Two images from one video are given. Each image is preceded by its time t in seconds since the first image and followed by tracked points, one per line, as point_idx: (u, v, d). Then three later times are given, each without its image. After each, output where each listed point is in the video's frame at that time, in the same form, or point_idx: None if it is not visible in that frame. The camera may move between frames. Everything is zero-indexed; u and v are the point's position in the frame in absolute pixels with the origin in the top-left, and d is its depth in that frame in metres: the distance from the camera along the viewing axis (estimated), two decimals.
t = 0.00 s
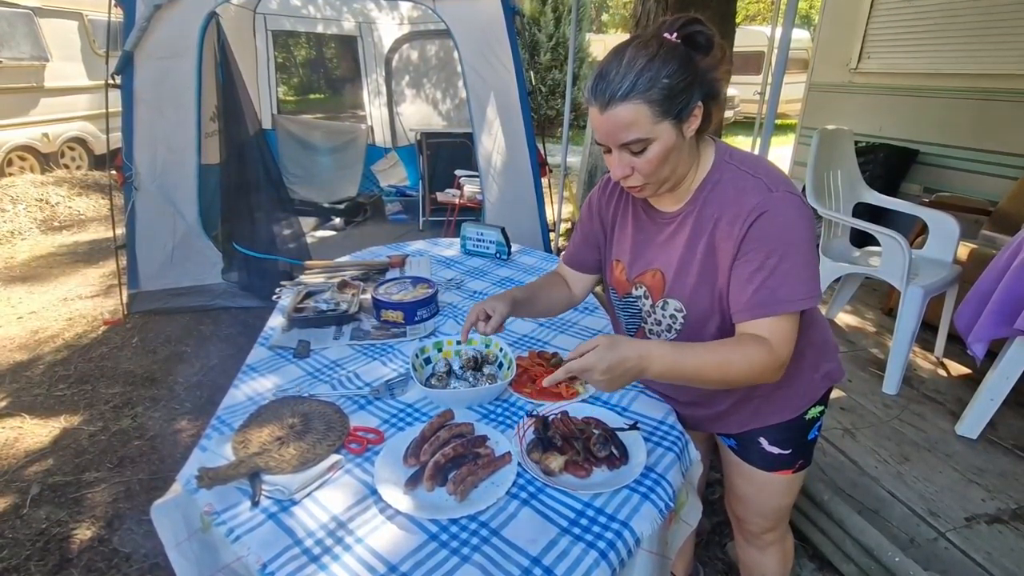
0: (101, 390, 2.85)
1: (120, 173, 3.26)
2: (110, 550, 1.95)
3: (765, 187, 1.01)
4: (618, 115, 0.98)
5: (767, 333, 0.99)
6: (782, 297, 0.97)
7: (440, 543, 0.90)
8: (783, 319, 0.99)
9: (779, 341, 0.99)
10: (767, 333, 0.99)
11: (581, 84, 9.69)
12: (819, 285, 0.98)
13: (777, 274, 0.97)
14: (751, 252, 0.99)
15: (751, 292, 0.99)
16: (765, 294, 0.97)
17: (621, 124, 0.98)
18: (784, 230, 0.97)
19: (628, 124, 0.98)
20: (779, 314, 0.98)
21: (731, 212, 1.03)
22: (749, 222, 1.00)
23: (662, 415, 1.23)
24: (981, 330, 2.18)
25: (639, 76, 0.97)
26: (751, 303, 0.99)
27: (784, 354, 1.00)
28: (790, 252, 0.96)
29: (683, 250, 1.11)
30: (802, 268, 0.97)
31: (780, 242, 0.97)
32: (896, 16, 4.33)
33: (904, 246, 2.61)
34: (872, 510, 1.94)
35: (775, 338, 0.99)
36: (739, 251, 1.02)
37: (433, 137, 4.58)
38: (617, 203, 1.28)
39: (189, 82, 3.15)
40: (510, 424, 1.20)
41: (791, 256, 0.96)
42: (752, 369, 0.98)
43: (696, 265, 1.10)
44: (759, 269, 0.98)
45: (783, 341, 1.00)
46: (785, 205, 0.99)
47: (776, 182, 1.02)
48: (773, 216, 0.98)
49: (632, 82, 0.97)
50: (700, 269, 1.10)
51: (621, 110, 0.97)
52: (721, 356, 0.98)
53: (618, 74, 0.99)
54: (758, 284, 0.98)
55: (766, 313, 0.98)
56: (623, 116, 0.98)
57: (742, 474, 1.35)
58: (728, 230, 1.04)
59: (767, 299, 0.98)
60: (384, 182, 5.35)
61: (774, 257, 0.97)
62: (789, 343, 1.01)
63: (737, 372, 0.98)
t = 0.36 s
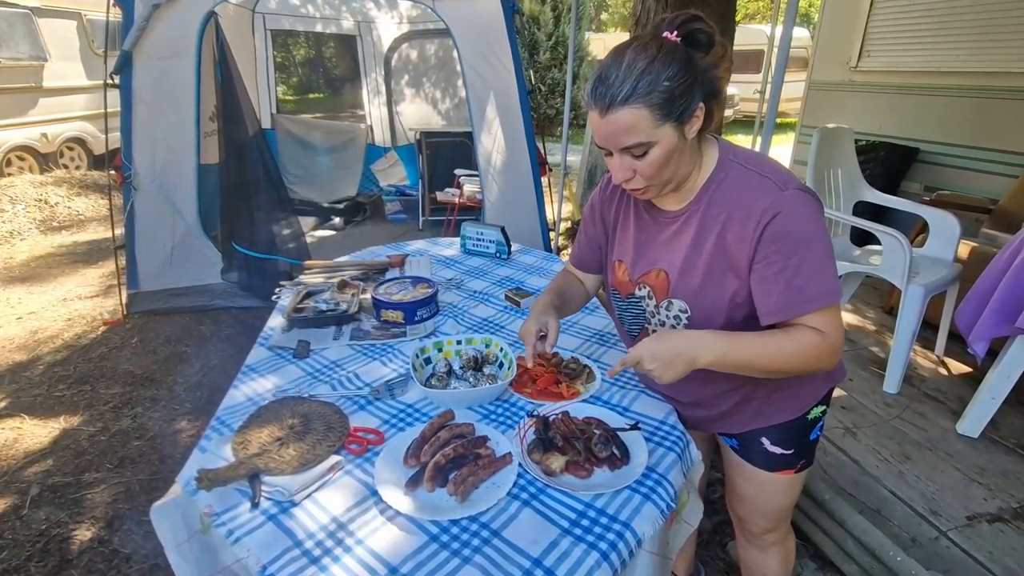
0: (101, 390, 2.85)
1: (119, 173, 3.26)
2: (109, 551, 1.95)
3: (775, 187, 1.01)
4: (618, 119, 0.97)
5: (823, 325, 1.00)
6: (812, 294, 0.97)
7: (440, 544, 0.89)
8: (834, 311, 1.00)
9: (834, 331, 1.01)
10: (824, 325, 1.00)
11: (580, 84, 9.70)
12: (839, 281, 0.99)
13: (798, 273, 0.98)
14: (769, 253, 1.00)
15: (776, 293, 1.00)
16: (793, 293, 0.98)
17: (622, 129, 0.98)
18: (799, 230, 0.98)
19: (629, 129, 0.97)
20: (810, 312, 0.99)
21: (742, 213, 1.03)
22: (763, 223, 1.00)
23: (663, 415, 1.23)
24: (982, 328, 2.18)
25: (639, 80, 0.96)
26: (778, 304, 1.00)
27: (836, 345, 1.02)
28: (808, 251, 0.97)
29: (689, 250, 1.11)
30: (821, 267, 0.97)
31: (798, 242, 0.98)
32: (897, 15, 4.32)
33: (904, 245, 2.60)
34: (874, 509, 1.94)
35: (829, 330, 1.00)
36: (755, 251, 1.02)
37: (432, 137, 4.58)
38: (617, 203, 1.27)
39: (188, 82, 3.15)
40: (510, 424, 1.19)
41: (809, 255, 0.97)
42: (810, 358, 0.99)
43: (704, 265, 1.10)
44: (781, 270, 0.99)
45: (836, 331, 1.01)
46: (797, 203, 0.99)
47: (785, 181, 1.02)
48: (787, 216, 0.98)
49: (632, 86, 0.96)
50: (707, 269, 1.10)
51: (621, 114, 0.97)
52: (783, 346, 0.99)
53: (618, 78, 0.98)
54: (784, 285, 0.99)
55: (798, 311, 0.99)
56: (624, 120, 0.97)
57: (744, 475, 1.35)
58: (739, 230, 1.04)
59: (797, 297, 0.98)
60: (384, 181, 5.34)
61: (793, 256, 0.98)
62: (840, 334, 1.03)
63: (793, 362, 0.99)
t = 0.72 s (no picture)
0: (101, 392, 2.85)
1: (119, 175, 3.26)
2: (111, 553, 1.95)
3: (787, 187, 1.02)
4: (631, 121, 0.97)
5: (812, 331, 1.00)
6: (819, 295, 0.98)
7: (442, 546, 0.89)
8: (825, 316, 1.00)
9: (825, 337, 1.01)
10: (815, 331, 1.00)
11: (580, 83, 9.71)
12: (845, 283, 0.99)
13: (807, 275, 0.98)
14: (779, 253, 1.00)
15: (785, 293, 1.00)
16: (804, 295, 0.98)
17: (634, 130, 0.97)
18: (810, 230, 0.98)
19: (641, 131, 0.97)
20: (815, 314, 0.99)
21: (754, 212, 1.03)
22: (775, 224, 1.00)
23: (664, 416, 1.23)
24: (983, 327, 2.18)
25: (652, 82, 0.96)
26: (786, 305, 1.00)
27: (829, 350, 1.02)
28: (817, 252, 0.97)
29: (698, 250, 1.11)
30: (831, 268, 0.98)
31: (808, 242, 0.98)
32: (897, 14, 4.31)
33: (905, 244, 2.60)
34: (875, 509, 1.94)
35: (821, 335, 1.01)
36: (765, 251, 1.02)
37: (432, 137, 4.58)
38: (626, 202, 1.27)
39: (187, 83, 3.15)
40: (512, 426, 1.19)
41: (818, 256, 0.98)
42: (801, 365, 1.00)
43: (713, 265, 1.10)
44: (791, 271, 0.99)
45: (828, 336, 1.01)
46: (808, 204, 0.99)
47: (797, 182, 1.03)
48: (798, 216, 0.98)
49: (645, 88, 0.96)
50: (717, 269, 1.09)
51: (634, 116, 0.96)
52: (772, 358, 1.00)
53: (630, 80, 0.98)
54: (793, 286, 0.99)
55: (807, 312, 0.99)
56: (636, 122, 0.97)
57: (748, 474, 1.34)
58: (750, 230, 1.04)
59: (807, 298, 0.98)
60: (383, 182, 5.36)
61: (803, 257, 0.98)
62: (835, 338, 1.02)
63: (787, 367, 1.00)
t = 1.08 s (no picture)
0: (100, 393, 2.84)
1: (117, 174, 3.25)
2: (110, 553, 1.94)
3: (794, 183, 1.01)
4: (636, 117, 0.97)
5: (814, 330, 1.01)
6: (827, 292, 0.98)
7: (442, 546, 0.89)
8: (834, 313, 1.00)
9: (829, 335, 1.01)
10: (818, 327, 1.01)
11: (579, 82, 9.73)
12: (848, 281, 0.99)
13: (813, 272, 0.98)
14: (785, 248, 1.00)
15: (792, 288, 1.00)
16: (811, 291, 0.98)
17: (640, 126, 0.97)
18: (816, 227, 0.98)
19: (647, 127, 0.97)
20: (824, 310, 0.99)
21: (760, 208, 1.03)
22: (782, 219, 1.00)
23: (665, 415, 1.22)
24: (982, 325, 2.18)
25: (659, 79, 0.96)
26: (793, 301, 1.00)
27: (833, 349, 1.02)
28: (822, 248, 0.98)
29: (705, 246, 1.10)
30: (837, 264, 0.98)
31: (813, 238, 0.98)
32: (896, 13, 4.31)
33: (904, 242, 2.60)
34: (875, 507, 1.94)
35: (824, 333, 1.01)
36: (771, 247, 1.02)
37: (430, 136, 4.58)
38: (631, 199, 1.26)
39: (186, 82, 3.14)
40: (512, 425, 1.19)
41: (824, 252, 0.98)
42: (803, 365, 1.01)
43: (720, 261, 1.09)
44: (796, 266, 0.99)
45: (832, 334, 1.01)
46: (815, 200, 0.99)
47: (804, 179, 1.02)
48: (804, 213, 0.98)
49: (651, 84, 0.96)
50: (723, 265, 1.09)
51: (640, 112, 0.96)
52: (776, 358, 1.01)
53: (638, 76, 0.98)
54: (800, 281, 0.99)
55: (816, 307, 0.99)
56: (642, 118, 0.97)
57: (750, 471, 1.34)
58: (756, 226, 1.04)
59: (816, 294, 0.98)
60: (382, 181, 5.36)
61: (809, 253, 0.98)
62: (839, 337, 1.02)
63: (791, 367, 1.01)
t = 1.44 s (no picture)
0: (98, 393, 2.84)
1: (115, 175, 3.25)
2: (109, 554, 1.94)
3: (791, 180, 1.01)
4: (651, 112, 0.97)
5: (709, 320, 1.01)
6: (765, 277, 0.96)
7: (442, 546, 0.89)
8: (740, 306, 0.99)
9: (718, 328, 1.00)
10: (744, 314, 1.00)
11: (578, 81, 9.75)
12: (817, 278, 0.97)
13: (783, 261, 0.96)
14: (757, 233, 0.99)
15: (733, 268, 0.99)
16: (748, 273, 0.97)
17: (654, 122, 0.97)
18: (796, 220, 0.97)
19: (661, 123, 0.97)
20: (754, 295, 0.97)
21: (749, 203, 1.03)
22: (763, 211, 1.00)
23: (664, 414, 1.22)
24: (982, 323, 2.18)
25: (677, 74, 0.95)
26: (728, 279, 0.99)
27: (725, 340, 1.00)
28: (796, 237, 0.97)
29: (706, 242, 1.10)
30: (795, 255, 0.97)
31: (789, 226, 0.97)
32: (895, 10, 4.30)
33: (902, 240, 2.60)
34: (874, 505, 1.94)
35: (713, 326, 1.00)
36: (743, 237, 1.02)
37: (429, 135, 4.57)
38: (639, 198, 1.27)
39: (185, 82, 3.14)
40: (512, 424, 1.19)
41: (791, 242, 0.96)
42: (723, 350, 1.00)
43: (715, 256, 1.09)
44: (759, 250, 0.97)
45: (724, 326, 0.99)
46: (809, 196, 0.99)
47: (804, 176, 1.02)
48: (791, 206, 0.98)
49: (669, 79, 0.95)
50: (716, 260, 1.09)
51: (655, 108, 0.96)
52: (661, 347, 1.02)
53: (654, 70, 0.97)
54: (749, 260, 0.97)
55: (745, 291, 0.97)
56: (657, 114, 0.97)
57: (753, 467, 1.34)
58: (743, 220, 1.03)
59: (752, 277, 0.97)
60: (381, 181, 5.32)
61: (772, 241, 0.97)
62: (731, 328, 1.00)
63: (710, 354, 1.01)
